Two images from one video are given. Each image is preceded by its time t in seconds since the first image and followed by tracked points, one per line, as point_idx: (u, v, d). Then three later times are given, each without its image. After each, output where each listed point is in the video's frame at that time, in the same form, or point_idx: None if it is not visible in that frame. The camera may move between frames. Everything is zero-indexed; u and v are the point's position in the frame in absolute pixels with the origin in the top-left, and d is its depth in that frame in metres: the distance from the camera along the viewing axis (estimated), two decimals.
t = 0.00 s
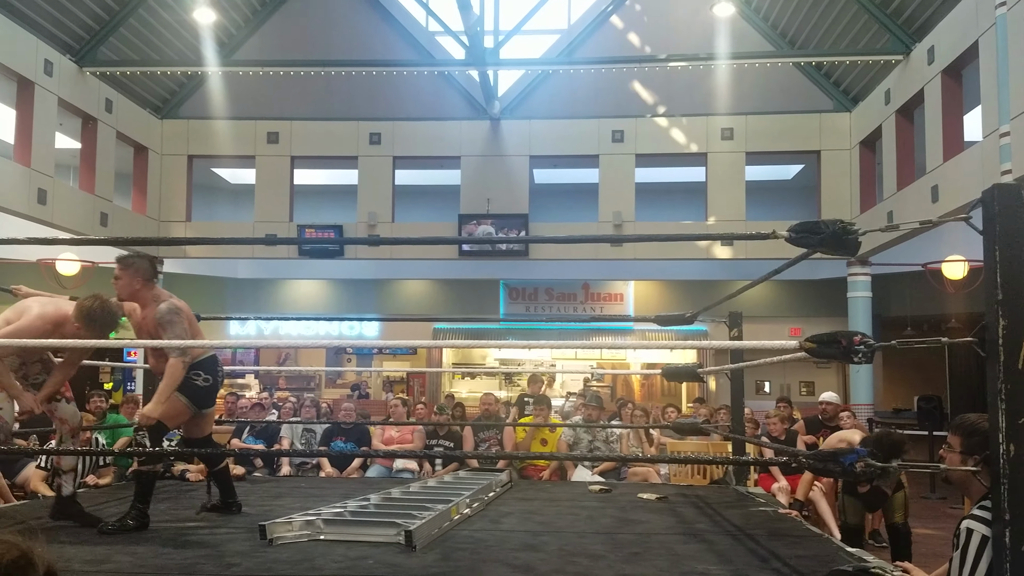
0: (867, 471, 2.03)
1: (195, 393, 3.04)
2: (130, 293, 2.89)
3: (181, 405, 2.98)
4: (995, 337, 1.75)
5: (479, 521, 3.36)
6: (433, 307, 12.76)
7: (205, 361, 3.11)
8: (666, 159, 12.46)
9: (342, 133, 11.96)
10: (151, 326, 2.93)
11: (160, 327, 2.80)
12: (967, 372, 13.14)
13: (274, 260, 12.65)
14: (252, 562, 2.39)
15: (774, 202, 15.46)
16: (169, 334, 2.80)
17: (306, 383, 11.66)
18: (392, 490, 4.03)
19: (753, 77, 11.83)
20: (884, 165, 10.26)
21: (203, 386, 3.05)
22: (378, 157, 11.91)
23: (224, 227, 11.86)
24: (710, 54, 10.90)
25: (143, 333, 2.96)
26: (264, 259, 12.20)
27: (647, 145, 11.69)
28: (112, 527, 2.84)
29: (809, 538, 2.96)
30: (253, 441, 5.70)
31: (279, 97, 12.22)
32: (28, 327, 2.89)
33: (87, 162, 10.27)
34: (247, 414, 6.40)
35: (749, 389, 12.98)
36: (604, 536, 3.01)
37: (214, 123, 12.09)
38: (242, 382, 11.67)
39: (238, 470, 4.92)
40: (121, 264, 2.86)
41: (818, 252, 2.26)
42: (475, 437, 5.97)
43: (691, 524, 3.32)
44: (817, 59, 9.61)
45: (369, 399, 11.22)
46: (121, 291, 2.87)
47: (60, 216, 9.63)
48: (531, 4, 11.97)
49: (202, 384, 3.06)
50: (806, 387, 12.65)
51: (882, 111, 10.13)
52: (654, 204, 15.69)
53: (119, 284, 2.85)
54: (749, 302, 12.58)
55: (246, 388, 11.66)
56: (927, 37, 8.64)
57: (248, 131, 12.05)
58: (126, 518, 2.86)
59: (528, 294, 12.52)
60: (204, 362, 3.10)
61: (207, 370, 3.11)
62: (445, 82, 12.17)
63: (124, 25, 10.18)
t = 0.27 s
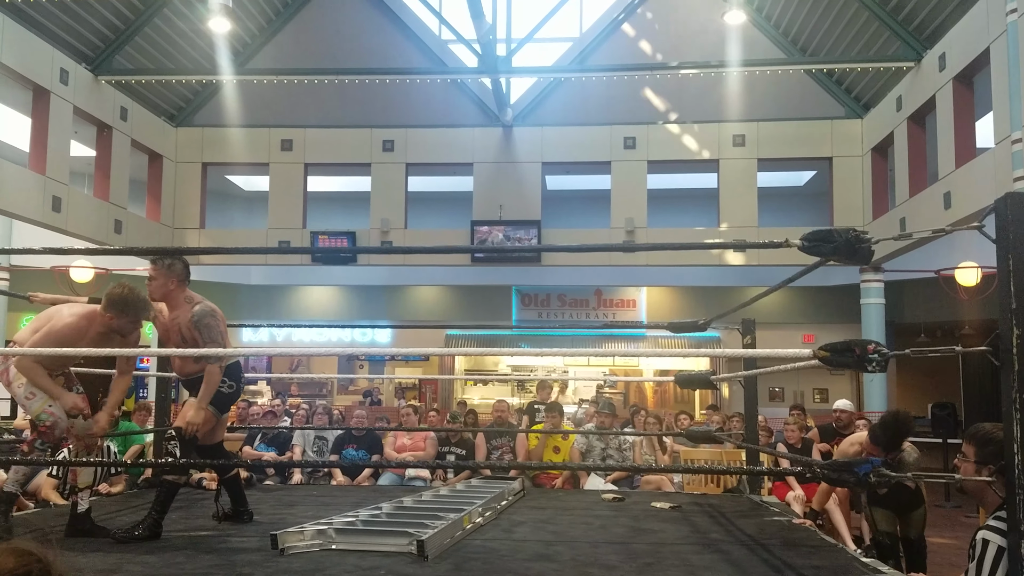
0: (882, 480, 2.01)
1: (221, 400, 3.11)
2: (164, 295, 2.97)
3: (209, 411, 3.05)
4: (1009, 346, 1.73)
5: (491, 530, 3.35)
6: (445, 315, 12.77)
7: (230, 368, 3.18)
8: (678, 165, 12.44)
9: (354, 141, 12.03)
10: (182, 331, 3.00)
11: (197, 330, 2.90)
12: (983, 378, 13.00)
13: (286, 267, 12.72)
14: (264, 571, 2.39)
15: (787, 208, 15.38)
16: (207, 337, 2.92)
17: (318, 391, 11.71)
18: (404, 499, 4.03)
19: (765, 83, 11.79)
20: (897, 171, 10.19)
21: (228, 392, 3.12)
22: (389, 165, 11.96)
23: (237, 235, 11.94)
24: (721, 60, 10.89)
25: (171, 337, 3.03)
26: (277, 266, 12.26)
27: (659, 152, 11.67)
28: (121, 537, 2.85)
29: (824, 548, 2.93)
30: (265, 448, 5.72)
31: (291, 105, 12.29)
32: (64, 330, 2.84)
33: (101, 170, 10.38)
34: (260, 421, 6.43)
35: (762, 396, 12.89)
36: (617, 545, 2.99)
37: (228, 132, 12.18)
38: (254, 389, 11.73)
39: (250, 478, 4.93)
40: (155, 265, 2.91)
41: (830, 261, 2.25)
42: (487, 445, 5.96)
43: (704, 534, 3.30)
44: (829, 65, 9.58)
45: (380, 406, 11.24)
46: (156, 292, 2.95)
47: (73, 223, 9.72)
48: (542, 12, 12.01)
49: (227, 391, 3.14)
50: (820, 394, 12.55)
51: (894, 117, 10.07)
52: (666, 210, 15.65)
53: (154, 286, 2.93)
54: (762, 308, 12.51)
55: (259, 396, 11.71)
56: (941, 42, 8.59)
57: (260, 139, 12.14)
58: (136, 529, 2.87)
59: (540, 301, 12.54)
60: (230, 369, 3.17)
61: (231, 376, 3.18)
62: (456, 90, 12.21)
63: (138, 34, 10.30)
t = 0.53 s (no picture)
0: (896, 489, 1.99)
1: (232, 408, 3.11)
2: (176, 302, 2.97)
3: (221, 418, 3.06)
4: None
5: (502, 537, 3.34)
6: (454, 322, 12.77)
7: (242, 375, 3.18)
8: (687, 172, 12.42)
9: (364, 149, 12.08)
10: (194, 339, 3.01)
11: (205, 340, 2.90)
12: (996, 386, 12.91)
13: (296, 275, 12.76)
14: None
15: (797, 215, 15.34)
16: (215, 347, 2.92)
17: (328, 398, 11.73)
18: (414, 506, 4.03)
19: (775, 90, 11.78)
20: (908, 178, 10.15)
21: (238, 400, 3.11)
22: (399, 172, 12.01)
23: (247, 243, 12.00)
24: (731, 68, 10.88)
25: (183, 345, 3.04)
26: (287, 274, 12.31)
27: (669, 159, 11.66)
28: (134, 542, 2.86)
29: (839, 557, 2.90)
30: (275, 456, 5.72)
31: (300, 113, 12.34)
32: (99, 321, 2.78)
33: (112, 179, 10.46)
34: (270, 428, 6.44)
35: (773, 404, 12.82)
36: (628, 554, 2.98)
37: (238, 140, 12.25)
38: (264, 396, 11.77)
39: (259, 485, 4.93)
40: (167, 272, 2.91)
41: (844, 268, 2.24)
42: (497, 452, 5.94)
43: (717, 542, 3.27)
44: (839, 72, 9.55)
45: (390, 413, 11.25)
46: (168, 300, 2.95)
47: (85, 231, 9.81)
48: (552, 19, 12.04)
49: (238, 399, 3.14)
50: (831, 402, 12.48)
51: (906, 123, 10.03)
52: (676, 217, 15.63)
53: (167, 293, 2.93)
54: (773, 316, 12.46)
55: (268, 403, 11.75)
56: (952, 49, 8.55)
57: (271, 147, 12.20)
58: (149, 534, 2.87)
59: (549, 308, 12.54)
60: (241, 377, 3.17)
61: (243, 383, 3.17)
62: (466, 98, 12.24)
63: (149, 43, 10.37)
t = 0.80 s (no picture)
0: (921, 493, 1.98)
1: (249, 408, 3.14)
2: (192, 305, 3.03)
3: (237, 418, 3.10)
4: None
5: (521, 540, 3.34)
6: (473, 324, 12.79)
7: (260, 376, 3.20)
8: (707, 174, 12.35)
9: (384, 152, 12.15)
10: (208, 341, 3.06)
11: (220, 340, 2.95)
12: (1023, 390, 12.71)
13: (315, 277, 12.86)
14: None
15: (819, 216, 15.20)
16: (229, 347, 2.97)
17: (348, 400, 11.80)
18: (434, 508, 4.04)
19: (797, 91, 11.69)
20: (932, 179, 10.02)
21: (256, 400, 3.13)
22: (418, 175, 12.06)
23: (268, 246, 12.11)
24: (751, 69, 10.82)
25: (201, 345, 3.09)
26: (307, 277, 12.40)
27: (689, 161, 11.61)
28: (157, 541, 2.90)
29: (862, 562, 2.87)
30: (296, 457, 5.75)
31: (320, 116, 12.44)
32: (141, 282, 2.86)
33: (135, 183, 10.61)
34: (291, 429, 6.50)
35: (794, 407, 12.70)
36: (648, 557, 2.97)
37: (259, 144, 12.37)
38: (285, 399, 11.87)
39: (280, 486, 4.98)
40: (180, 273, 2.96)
41: (867, 270, 2.22)
42: (516, 455, 5.94)
43: (738, 546, 3.25)
44: (861, 73, 9.46)
45: (409, 416, 11.29)
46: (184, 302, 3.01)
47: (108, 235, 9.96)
48: (571, 21, 12.04)
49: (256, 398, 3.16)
50: (854, 405, 12.34)
51: (930, 124, 9.91)
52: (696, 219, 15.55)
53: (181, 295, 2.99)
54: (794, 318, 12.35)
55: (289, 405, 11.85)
56: (976, 49, 8.44)
57: (291, 151, 12.31)
58: (172, 534, 2.91)
59: (568, 311, 12.54)
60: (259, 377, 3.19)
61: (262, 383, 3.19)
62: (485, 101, 12.27)
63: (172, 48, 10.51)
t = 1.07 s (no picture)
0: (933, 501, 1.98)
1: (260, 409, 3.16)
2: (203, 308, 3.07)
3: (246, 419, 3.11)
4: None
5: (532, 543, 3.36)
6: (486, 327, 12.81)
7: (271, 376, 3.23)
8: (721, 178, 12.32)
9: (398, 155, 12.20)
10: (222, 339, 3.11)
11: (232, 338, 2.98)
12: None
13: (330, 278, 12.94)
14: None
15: (835, 222, 15.11)
16: (242, 344, 2.99)
17: (361, 402, 11.86)
18: (446, 510, 4.06)
19: (813, 96, 11.64)
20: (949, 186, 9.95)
21: (268, 400, 3.17)
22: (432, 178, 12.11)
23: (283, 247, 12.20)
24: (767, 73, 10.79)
25: (212, 345, 3.13)
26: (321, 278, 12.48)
27: (703, 165, 11.59)
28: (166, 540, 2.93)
29: (873, 569, 2.86)
30: (309, 458, 5.79)
31: (335, 119, 12.52)
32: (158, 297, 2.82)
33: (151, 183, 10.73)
34: (304, 430, 6.55)
35: (808, 414, 12.62)
36: (659, 562, 2.98)
37: (275, 145, 12.46)
38: (298, 399, 11.96)
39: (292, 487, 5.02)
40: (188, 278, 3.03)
41: (882, 276, 2.22)
42: (528, 458, 5.95)
43: (749, 552, 3.25)
44: (878, 79, 9.41)
45: (421, 417, 11.34)
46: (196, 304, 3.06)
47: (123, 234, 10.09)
48: (586, 25, 12.05)
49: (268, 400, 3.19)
50: (868, 412, 12.26)
51: (946, 130, 9.84)
52: (711, 224, 15.50)
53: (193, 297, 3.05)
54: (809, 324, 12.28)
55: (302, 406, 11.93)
56: (993, 55, 8.37)
57: (307, 152, 12.38)
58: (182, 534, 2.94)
59: (581, 314, 12.54)
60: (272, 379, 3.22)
61: (274, 384, 3.23)
62: (500, 104, 12.30)
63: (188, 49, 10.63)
